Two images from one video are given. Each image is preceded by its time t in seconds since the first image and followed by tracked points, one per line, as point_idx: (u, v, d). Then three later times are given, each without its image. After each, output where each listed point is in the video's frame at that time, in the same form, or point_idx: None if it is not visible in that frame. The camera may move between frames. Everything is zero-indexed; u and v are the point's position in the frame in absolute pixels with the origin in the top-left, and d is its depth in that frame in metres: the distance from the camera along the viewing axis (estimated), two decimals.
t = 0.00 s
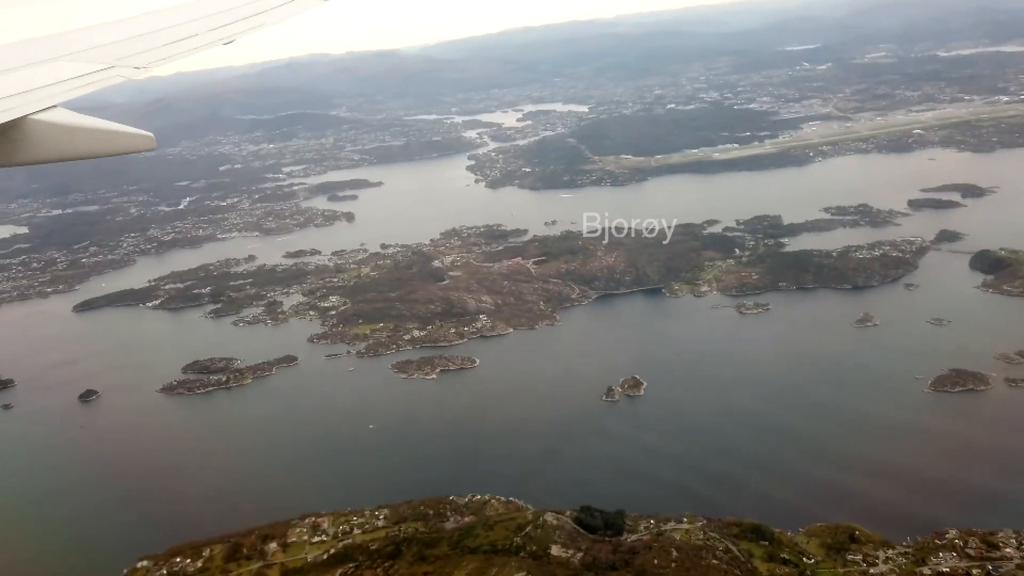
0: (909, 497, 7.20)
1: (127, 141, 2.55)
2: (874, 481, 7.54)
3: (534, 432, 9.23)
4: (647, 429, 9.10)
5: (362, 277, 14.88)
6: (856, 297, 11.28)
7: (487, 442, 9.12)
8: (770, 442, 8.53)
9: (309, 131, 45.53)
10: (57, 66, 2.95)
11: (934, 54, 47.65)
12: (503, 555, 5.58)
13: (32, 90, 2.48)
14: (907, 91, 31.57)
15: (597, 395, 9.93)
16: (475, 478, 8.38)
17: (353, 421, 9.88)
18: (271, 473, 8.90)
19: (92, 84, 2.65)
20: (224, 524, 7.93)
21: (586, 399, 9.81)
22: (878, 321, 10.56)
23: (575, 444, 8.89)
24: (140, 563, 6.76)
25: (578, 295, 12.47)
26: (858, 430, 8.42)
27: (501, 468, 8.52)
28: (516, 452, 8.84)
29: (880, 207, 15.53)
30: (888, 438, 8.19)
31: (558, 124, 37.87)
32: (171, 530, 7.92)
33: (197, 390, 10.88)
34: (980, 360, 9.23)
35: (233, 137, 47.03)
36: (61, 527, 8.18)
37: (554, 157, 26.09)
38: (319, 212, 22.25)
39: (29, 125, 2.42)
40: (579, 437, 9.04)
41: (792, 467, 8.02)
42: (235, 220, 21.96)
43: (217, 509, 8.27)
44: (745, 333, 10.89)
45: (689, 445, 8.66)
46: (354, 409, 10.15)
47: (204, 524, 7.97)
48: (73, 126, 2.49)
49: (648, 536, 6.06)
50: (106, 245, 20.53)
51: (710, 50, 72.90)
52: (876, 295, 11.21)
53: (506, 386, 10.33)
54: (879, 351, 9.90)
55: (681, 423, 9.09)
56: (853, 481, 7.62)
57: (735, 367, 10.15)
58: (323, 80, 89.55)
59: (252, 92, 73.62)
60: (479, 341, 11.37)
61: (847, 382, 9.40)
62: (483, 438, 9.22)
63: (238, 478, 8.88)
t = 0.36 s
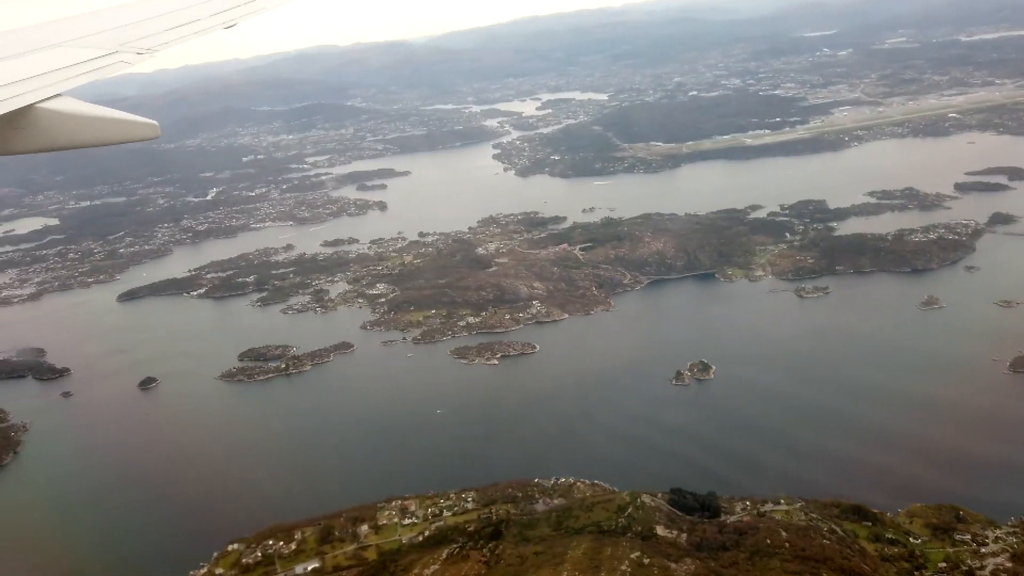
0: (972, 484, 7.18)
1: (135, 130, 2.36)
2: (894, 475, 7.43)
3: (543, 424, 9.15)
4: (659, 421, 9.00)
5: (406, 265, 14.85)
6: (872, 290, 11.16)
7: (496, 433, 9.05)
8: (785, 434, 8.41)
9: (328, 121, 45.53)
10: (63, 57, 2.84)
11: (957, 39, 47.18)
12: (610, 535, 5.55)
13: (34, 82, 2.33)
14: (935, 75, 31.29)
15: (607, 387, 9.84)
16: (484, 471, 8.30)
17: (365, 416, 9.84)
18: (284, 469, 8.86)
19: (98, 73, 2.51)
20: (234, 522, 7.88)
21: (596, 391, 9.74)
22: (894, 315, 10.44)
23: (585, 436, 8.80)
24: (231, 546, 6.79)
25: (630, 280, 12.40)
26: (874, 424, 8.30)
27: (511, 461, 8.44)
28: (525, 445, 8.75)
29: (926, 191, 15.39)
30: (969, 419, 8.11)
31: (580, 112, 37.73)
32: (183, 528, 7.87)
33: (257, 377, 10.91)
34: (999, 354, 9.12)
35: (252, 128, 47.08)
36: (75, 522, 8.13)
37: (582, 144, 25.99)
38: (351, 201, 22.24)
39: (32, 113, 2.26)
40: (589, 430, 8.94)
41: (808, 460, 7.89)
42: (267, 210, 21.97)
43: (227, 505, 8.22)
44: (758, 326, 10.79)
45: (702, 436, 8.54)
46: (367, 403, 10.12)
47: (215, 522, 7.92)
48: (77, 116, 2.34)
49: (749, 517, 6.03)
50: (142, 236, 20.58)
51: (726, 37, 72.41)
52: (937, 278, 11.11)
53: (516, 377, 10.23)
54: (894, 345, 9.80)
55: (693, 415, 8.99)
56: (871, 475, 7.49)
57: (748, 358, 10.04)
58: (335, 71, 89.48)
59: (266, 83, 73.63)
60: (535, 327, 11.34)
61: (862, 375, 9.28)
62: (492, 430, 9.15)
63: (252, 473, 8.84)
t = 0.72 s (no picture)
0: None
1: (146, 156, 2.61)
2: (947, 483, 7.31)
3: (549, 442, 8.90)
4: (667, 438, 8.76)
5: (449, 268, 14.82)
6: (888, 307, 10.90)
7: (501, 451, 8.82)
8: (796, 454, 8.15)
9: (346, 128, 45.72)
10: (73, 81, 3.13)
11: (975, 46, 47.17)
12: (718, 535, 5.47)
13: (33, 109, 2.59)
14: (959, 82, 31.26)
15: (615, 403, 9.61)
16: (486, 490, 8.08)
17: (367, 433, 9.64)
18: (285, 485, 8.67)
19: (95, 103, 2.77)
20: (229, 539, 7.69)
21: (603, 407, 9.50)
22: (910, 333, 10.19)
23: (591, 453, 8.56)
24: (314, 544, 6.76)
25: (681, 283, 12.33)
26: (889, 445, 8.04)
27: (513, 480, 8.23)
28: (529, 462, 8.52)
29: (970, 196, 15.31)
30: None
31: (600, 118, 37.77)
32: (179, 544, 7.69)
33: (312, 378, 10.89)
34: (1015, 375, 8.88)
35: (271, 134, 47.29)
36: (95, 528, 8.02)
37: (609, 150, 25.99)
38: (381, 206, 22.27)
39: (47, 140, 2.48)
40: (595, 447, 8.70)
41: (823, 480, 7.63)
42: (298, 215, 22.01)
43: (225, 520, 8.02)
44: (771, 342, 10.55)
45: (710, 455, 8.30)
46: (373, 420, 9.91)
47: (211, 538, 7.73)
48: (87, 142, 2.56)
49: (848, 520, 5.96)
50: (175, 239, 20.63)
51: (739, 45, 72.54)
52: (996, 281, 11.02)
53: (522, 393, 10.01)
54: (910, 363, 9.54)
55: (701, 434, 8.75)
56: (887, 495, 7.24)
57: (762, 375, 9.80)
58: (348, 78, 89.91)
59: (280, 90, 74.01)
60: (589, 330, 11.28)
61: (876, 395, 9.03)
62: (495, 448, 8.92)
63: (252, 489, 8.64)
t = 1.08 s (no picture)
0: None
1: (151, 162, 2.57)
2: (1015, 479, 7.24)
3: (549, 451, 8.78)
4: (669, 447, 8.63)
5: (488, 269, 14.78)
6: (896, 319, 10.79)
7: (501, 460, 8.71)
8: (800, 464, 8.01)
9: (362, 131, 45.83)
10: (73, 91, 3.09)
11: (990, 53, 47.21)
12: (825, 535, 5.38)
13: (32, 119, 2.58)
14: (981, 88, 31.28)
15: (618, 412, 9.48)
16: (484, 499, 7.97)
17: (366, 441, 9.53)
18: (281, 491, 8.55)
19: (96, 113, 2.75)
20: (237, 546, 7.55)
21: (606, 416, 9.38)
22: (916, 344, 10.07)
23: (592, 461, 8.45)
24: (396, 542, 6.72)
25: (730, 284, 12.25)
26: (894, 455, 7.91)
27: (512, 488, 8.10)
28: (529, 471, 8.40)
29: (1011, 199, 15.26)
30: None
31: (619, 123, 37.81)
32: (234, 540, 7.65)
33: (366, 377, 10.83)
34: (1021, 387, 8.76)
35: (286, 138, 47.42)
36: (153, 528, 7.99)
37: (634, 153, 25.99)
38: (409, 208, 22.28)
39: (52, 147, 2.48)
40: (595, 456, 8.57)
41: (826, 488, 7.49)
42: (326, 216, 22.00)
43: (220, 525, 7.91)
44: (825, 342, 10.48)
45: (712, 464, 8.17)
46: (373, 429, 9.80)
47: (219, 543, 7.60)
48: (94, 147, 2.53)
49: (946, 520, 5.89)
50: (204, 240, 20.63)
51: (750, 51, 72.68)
52: None
53: (524, 402, 9.89)
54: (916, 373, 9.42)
55: (704, 444, 8.62)
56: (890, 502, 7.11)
57: (770, 385, 9.67)
58: (357, 82, 90.23)
59: (291, 94, 74.19)
60: (641, 331, 11.20)
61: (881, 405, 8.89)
62: (495, 457, 8.81)
63: (249, 496, 8.53)
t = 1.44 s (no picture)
0: None
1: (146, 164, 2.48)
2: None
3: (554, 456, 8.77)
4: (674, 453, 8.62)
5: (525, 273, 14.73)
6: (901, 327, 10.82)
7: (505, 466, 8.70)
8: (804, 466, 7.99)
9: (375, 137, 45.91)
10: (68, 92, 3.01)
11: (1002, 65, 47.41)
12: (928, 539, 5.32)
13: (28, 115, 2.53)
14: (999, 99, 31.38)
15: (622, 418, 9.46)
16: (490, 506, 7.96)
17: (369, 443, 9.52)
18: (297, 493, 8.51)
19: (96, 114, 2.68)
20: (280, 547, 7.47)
21: (610, 420, 9.36)
22: (920, 349, 10.07)
23: (596, 466, 8.43)
24: (473, 543, 6.65)
25: (775, 290, 12.19)
26: (927, 456, 7.82)
27: (517, 495, 8.09)
28: (534, 478, 8.39)
29: None
30: None
31: (634, 130, 37.89)
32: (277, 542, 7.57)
33: (414, 380, 10.80)
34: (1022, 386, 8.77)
35: (300, 143, 47.49)
36: (193, 527, 7.91)
37: (656, 161, 26.01)
38: (434, 213, 22.28)
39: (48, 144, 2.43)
40: (599, 460, 8.56)
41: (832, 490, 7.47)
42: (351, 221, 22.00)
43: (224, 526, 7.88)
44: (869, 347, 10.39)
45: (717, 468, 8.14)
46: (399, 432, 9.74)
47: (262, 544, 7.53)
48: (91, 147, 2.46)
49: None
50: (231, 243, 20.61)
51: (759, 61, 72.95)
52: None
53: (540, 407, 9.87)
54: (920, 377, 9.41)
55: (708, 448, 8.59)
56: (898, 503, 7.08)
57: (801, 389, 9.60)
58: (365, 89, 90.44)
59: (301, 100, 74.37)
60: (690, 335, 11.13)
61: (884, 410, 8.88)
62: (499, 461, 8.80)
63: (289, 497, 8.46)
